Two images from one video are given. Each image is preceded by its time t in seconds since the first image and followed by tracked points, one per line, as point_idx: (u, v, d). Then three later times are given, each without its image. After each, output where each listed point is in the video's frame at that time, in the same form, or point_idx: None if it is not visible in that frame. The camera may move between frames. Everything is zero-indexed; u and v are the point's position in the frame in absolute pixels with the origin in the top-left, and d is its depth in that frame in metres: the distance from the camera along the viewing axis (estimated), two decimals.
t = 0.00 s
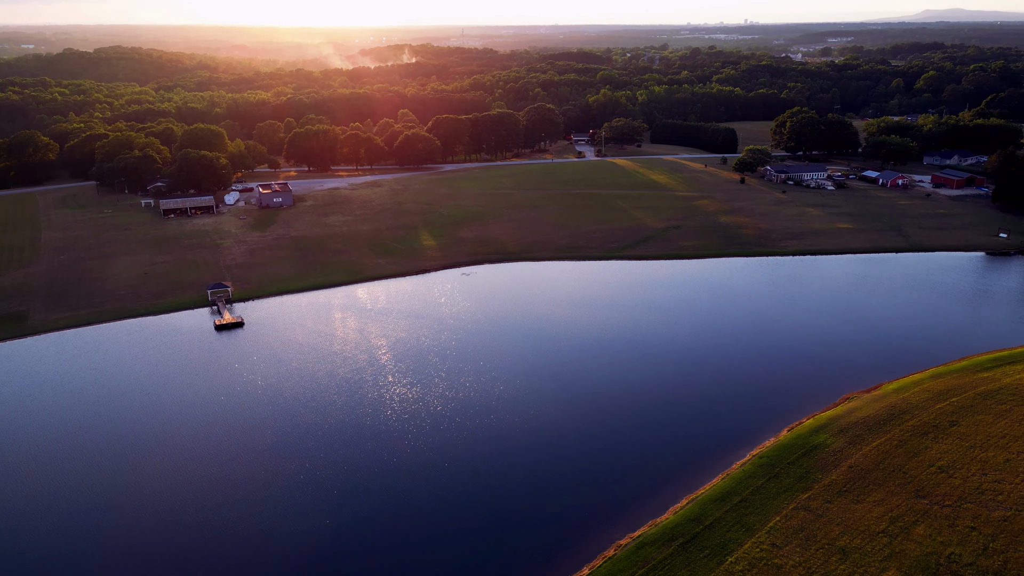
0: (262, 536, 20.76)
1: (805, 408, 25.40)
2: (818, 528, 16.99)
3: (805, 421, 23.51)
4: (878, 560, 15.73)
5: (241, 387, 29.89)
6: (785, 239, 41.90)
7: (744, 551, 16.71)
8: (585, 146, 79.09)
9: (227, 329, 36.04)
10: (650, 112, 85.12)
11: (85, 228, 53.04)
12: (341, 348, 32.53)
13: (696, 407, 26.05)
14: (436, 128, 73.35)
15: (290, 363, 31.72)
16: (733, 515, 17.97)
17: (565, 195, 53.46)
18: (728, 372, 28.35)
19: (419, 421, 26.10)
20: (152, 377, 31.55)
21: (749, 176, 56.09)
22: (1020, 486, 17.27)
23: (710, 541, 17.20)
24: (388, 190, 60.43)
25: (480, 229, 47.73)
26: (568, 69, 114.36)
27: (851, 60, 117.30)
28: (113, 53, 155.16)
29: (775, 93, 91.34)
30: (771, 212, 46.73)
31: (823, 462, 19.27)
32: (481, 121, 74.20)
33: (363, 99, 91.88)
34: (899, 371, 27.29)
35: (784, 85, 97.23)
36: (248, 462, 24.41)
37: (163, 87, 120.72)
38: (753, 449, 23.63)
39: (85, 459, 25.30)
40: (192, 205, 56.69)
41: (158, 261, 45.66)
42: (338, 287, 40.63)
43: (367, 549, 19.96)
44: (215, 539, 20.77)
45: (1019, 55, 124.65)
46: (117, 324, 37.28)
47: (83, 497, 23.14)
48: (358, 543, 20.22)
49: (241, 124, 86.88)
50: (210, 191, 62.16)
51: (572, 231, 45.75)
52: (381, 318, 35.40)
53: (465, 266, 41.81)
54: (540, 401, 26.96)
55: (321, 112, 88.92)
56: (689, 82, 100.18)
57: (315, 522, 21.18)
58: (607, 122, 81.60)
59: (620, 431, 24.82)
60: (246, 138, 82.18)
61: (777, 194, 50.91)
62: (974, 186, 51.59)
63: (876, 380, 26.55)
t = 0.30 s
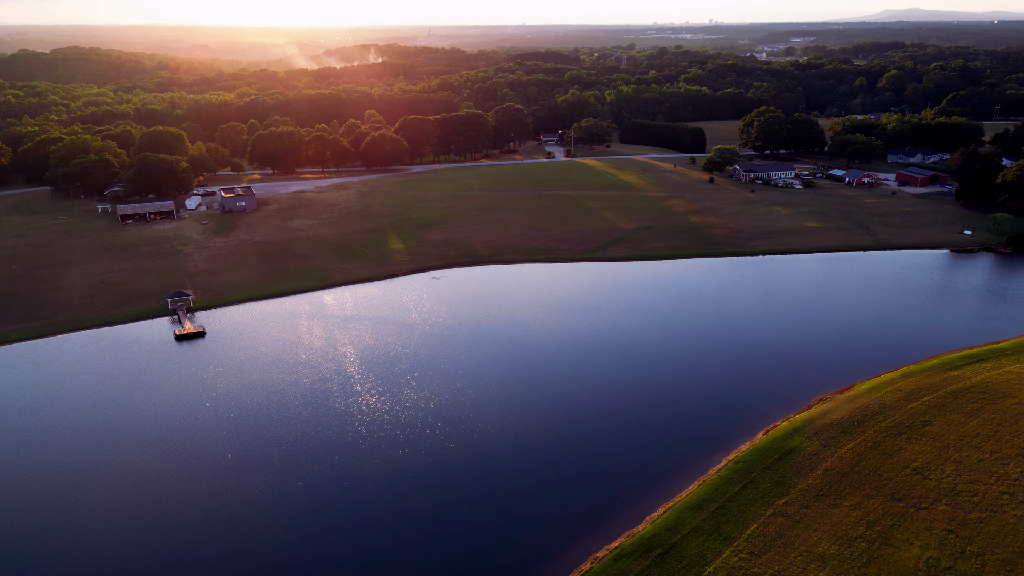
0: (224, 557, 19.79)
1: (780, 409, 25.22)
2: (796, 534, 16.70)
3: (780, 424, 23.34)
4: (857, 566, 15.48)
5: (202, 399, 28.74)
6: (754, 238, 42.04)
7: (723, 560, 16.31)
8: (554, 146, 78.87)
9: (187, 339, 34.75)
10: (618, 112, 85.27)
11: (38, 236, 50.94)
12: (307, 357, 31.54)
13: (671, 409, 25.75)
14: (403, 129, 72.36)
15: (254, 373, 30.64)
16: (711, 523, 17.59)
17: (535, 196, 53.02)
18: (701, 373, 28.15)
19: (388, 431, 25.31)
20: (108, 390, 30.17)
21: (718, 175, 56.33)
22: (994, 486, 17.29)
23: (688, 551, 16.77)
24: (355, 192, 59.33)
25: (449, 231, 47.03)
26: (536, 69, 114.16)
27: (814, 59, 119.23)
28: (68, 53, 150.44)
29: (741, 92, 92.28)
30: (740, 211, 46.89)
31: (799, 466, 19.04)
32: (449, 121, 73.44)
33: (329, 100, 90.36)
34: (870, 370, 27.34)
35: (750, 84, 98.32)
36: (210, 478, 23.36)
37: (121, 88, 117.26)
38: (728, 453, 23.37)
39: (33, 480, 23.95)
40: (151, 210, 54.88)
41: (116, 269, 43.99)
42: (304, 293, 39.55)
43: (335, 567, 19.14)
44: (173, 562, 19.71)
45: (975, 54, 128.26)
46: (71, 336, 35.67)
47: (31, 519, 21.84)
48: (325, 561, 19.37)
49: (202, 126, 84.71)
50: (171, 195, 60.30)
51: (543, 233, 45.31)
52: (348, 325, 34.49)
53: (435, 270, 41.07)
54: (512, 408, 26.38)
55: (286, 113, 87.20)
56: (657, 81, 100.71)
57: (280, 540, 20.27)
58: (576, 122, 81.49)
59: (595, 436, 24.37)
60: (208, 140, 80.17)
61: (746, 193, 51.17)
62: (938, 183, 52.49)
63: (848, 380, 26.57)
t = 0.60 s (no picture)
0: None
1: (753, 411, 25.03)
2: (773, 542, 16.39)
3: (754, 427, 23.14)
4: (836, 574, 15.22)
5: (160, 414, 27.51)
6: (725, 238, 42.12)
7: (701, 571, 15.90)
8: (524, 147, 78.44)
9: (145, 351, 33.36)
10: (586, 112, 85.18)
11: None
12: (271, 368, 30.51)
13: (645, 414, 25.37)
14: (370, 130, 71.18)
15: (215, 385, 29.50)
16: (689, 532, 17.18)
17: (505, 198, 52.47)
18: (674, 376, 27.89)
19: (357, 442, 24.48)
20: (59, 406, 28.72)
21: (687, 175, 56.44)
22: (968, 487, 17.27)
23: (665, 563, 16.34)
24: (321, 195, 58.10)
25: (418, 234, 46.22)
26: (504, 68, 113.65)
27: (779, 58, 120.87)
28: (20, 53, 145.19)
29: (708, 92, 92.97)
30: (710, 211, 46.99)
31: (775, 471, 18.80)
32: (417, 122, 72.46)
33: (293, 100, 88.59)
34: (842, 369, 27.37)
35: (717, 83, 99.09)
36: (168, 497, 22.28)
37: (76, 90, 113.49)
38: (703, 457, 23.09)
39: None
40: (108, 216, 52.89)
41: (69, 278, 42.19)
42: (269, 301, 38.43)
43: None
44: None
45: (933, 54, 131.56)
46: (20, 349, 34.02)
47: None
48: None
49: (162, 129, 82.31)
50: (129, 200, 58.25)
51: (514, 235, 44.79)
52: (314, 333, 33.51)
53: (404, 274, 40.27)
54: (484, 416, 25.77)
55: (249, 114, 85.24)
56: (625, 81, 100.95)
57: (242, 562, 19.35)
58: (545, 122, 81.12)
59: (569, 443, 23.86)
60: (168, 143, 77.90)
61: (716, 193, 51.31)
62: (904, 181, 53.28)
63: (820, 380, 26.56)
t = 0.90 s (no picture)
0: None
1: (727, 413, 24.81)
2: (752, 550, 16.05)
3: (729, 431, 22.89)
4: None
5: (115, 430, 26.25)
6: (695, 239, 42.11)
7: None
8: (493, 148, 77.83)
9: (100, 364, 31.91)
10: (555, 112, 85.00)
11: None
12: (233, 379, 29.41)
13: (620, 419, 25.00)
14: (335, 132, 69.82)
15: (173, 399, 28.30)
16: (666, 542, 16.78)
17: (475, 200, 51.81)
18: (648, 379, 27.58)
19: (322, 456, 23.61)
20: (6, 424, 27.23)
21: (656, 175, 56.47)
22: (943, 489, 17.20)
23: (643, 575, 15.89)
24: (285, 198, 56.74)
25: (386, 238, 45.31)
26: (472, 69, 112.92)
27: (745, 58, 122.25)
28: None
29: (676, 92, 93.51)
30: (680, 211, 46.98)
31: (750, 477, 18.53)
32: (384, 123, 71.36)
33: (257, 101, 86.67)
34: (814, 370, 27.34)
35: (685, 83, 99.76)
36: (122, 519, 21.13)
37: (29, 92, 109.67)
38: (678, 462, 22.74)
39: None
40: (61, 222, 50.86)
41: (19, 288, 40.34)
42: (232, 309, 37.18)
43: None
44: None
45: (893, 53, 134.36)
46: None
47: None
48: None
49: (120, 131, 79.77)
50: (84, 206, 56.14)
51: (484, 238, 44.17)
52: (279, 342, 32.47)
53: (372, 279, 39.38)
54: (456, 425, 25.10)
55: (211, 116, 83.13)
56: (593, 81, 101.06)
57: None
58: (514, 123, 80.64)
59: (542, 451, 23.33)
60: (127, 146, 75.52)
61: (685, 193, 51.39)
62: (868, 180, 54.04)
63: (793, 380, 26.49)
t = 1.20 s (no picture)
0: None
1: (701, 416, 24.58)
2: (730, 559, 15.74)
3: (703, 435, 22.65)
4: None
5: (67, 448, 24.98)
6: (665, 239, 42.05)
7: None
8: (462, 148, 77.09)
9: (53, 378, 30.44)
10: (524, 112, 84.58)
11: None
12: (194, 392, 28.29)
13: (594, 423, 24.60)
14: (300, 133, 68.32)
15: (130, 414, 27.09)
16: (644, 553, 16.37)
17: (444, 202, 51.05)
18: (621, 383, 27.24)
19: (288, 470, 22.74)
20: None
21: (626, 175, 56.38)
22: (919, 491, 17.13)
23: None
24: (249, 202, 55.29)
25: (353, 242, 44.35)
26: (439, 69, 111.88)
27: (711, 57, 123.43)
28: None
29: (643, 92, 93.83)
30: (650, 212, 46.90)
31: (726, 483, 18.26)
32: (350, 125, 70.11)
33: (218, 102, 84.54)
34: (786, 370, 27.30)
35: (652, 83, 100.14)
36: (73, 543, 20.00)
37: None
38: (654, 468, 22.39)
39: None
40: (13, 229, 48.74)
41: None
42: (193, 318, 35.92)
43: None
44: None
45: (854, 53, 136.83)
46: None
47: None
48: None
49: (75, 134, 77.07)
50: (37, 212, 53.97)
51: (454, 241, 43.49)
52: (242, 352, 31.40)
53: (339, 285, 38.43)
54: (426, 434, 24.42)
55: (171, 118, 80.85)
56: (561, 81, 100.92)
57: None
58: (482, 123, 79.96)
59: (516, 459, 22.79)
60: (82, 149, 72.97)
61: (655, 193, 51.37)
62: (834, 178, 54.66)
63: (766, 382, 26.39)
